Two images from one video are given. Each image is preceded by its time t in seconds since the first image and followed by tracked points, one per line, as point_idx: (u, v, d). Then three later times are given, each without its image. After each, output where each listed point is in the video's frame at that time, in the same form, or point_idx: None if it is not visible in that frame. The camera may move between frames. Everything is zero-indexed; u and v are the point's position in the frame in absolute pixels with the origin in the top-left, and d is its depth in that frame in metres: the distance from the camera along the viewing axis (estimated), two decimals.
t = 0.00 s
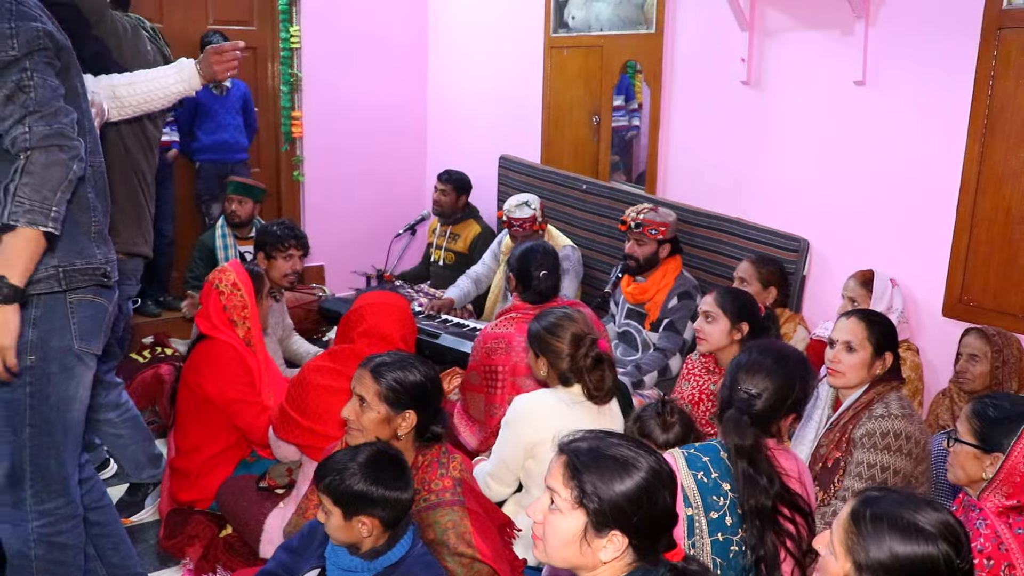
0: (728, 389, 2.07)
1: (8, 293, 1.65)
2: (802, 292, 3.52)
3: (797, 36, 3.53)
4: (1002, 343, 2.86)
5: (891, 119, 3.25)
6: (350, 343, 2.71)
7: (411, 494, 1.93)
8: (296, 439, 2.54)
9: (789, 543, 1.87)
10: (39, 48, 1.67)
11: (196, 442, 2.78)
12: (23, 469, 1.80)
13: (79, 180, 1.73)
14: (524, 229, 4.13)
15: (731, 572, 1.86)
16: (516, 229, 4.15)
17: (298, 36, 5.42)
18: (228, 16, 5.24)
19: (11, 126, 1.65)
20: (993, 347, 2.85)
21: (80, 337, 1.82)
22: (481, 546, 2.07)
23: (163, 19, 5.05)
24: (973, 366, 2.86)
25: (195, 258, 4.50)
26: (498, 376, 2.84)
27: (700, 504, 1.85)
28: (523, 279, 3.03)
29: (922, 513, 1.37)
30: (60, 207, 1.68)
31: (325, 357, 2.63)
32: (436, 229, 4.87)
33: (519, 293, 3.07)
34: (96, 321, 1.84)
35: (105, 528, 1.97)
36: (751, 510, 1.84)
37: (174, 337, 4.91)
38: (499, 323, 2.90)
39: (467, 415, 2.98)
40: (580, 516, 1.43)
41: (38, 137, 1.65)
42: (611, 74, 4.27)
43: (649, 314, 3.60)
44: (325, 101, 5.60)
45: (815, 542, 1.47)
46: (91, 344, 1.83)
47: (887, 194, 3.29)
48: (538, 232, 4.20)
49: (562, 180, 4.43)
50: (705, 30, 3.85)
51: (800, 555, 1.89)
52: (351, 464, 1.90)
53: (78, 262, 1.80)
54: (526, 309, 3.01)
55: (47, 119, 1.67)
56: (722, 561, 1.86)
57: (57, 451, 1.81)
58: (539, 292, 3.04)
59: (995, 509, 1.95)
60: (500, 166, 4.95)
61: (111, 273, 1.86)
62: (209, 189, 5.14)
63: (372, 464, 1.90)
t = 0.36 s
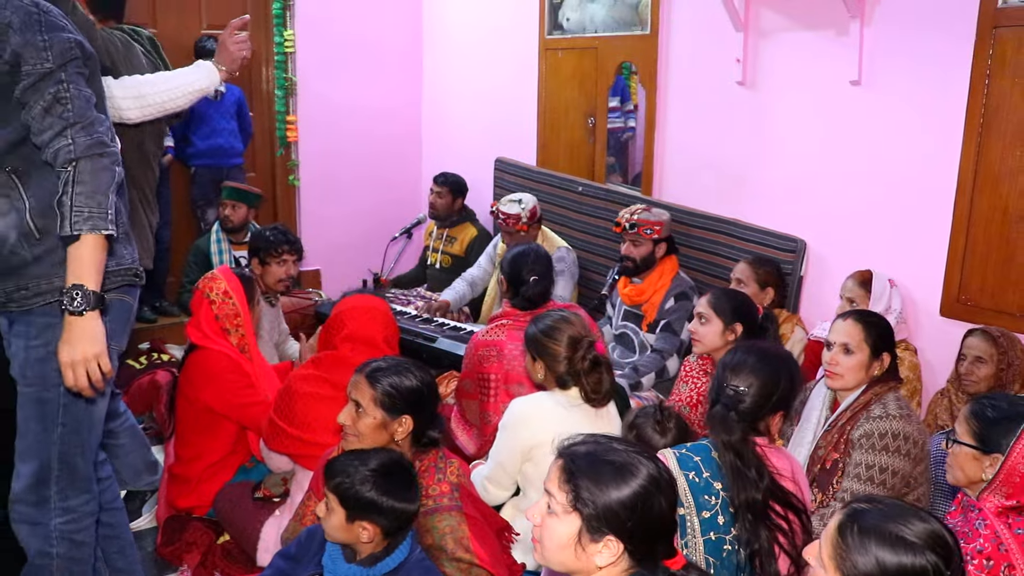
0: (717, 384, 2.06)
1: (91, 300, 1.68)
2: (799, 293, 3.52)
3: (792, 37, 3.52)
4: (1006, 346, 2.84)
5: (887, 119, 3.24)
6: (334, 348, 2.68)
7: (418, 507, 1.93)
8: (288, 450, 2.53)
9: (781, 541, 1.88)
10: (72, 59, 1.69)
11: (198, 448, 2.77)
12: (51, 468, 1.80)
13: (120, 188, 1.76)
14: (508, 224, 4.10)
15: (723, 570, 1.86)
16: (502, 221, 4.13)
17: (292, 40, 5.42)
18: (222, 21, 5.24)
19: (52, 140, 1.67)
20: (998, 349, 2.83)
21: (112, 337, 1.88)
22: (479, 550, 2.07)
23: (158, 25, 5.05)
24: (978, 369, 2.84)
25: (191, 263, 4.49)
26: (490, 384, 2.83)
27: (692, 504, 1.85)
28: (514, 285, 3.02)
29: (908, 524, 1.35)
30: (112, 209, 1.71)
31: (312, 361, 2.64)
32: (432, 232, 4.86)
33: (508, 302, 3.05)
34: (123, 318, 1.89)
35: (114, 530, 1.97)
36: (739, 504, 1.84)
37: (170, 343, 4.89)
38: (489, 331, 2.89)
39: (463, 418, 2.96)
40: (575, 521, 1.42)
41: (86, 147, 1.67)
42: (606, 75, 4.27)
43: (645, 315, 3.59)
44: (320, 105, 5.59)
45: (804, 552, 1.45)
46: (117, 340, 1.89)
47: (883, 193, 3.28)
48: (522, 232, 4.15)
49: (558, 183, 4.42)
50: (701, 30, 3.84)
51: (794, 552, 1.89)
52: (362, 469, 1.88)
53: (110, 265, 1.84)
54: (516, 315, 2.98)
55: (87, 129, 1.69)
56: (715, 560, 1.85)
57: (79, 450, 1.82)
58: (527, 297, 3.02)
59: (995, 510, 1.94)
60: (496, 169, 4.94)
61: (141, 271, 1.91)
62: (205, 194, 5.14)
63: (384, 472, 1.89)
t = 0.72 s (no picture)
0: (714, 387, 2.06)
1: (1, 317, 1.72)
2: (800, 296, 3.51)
3: (791, 39, 3.52)
4: (1010, 349, 2.84)
5: (886, 121, 3.24)
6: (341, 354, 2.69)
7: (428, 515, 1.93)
8: (290, 453, 2.53)
9: (782, 544, 1.87)
10: (57, 73, 1.75)
11: (196, 456, 2.77)
12: (53, 488, 1.86)
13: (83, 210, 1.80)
14: (514, 219, 4.10)
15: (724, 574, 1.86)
16: (507, 215, 4.13)
17: (291, 44, 5.42)
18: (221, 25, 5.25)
19: (21, 152, 1.73)
20: (1001, 352, 2.83)
21: (100, 354, 1.91)
22: (481, 559, 2.06)
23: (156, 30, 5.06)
24: (981, 372, 2.84)
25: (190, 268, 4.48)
26: (491, 390, 2.83)
27: (692, 509, 1.84)
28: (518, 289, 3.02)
29: (913, 531, 1.35)
30: (58, 236, 1.75)
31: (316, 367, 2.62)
32: (432, 235, 4.85)
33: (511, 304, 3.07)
34: (115, 333, 1.93)
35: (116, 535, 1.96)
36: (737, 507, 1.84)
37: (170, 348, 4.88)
38: (492, 335, 2.90)
39: (464, 423, 2.96)
40: (573, 528, 1.42)
41: (47, 167, 1.72)
42: (605, 79, 4.27)
43: (646, 319, 3.58)
44: (319, 109, 5.60)
45: (807, 557, 1.45)
46: (110, 357, 1.92)
47: (883, 195, 3.28)
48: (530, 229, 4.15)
49: (557, 186, 4.41)
50: (700, 33, 3.84)
51: (795, 556, 1.88)
52: (375, 478, 1.87)
53: (93, 282, 1.89)
54: (518, 319, 2.99)
55: (56, 148, 1.74)
56: (716, 565, 1.85)
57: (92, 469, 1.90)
58: (530, 303, 3.03)
59: (998, 514, 1.94)
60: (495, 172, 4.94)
61: (125, 293, 1.95)
62: (204, 199, 5.14)
63: (395, 480, 1.88)
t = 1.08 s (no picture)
0: (724, 402, 2.05)
1: None
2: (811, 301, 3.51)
3: (799, 44, 3.52)
4: None
5: (896, 125, 3.24)
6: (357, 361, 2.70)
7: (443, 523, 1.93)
8: (304, 457, 2.52)
9: (799, 554, 1.87)
10: (31, 79, 1.69)
11: (207, 462, 2.77)
12: (74, 504, 1.86)
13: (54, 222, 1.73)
14: (533, 221, 4.10)
15: None
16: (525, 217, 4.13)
17: (300, 52, 5.44)
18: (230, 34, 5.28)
19: None
20: (1016, 357, 2.82)
21: (98, 370, 1.86)
22: (494, 567, 2.07)
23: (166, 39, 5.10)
24: (996, 377, 2.83)
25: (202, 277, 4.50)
26: (506, 391, 2.84)
27: (708, 517, 1.84)
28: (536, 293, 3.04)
29: (922, 542, 1.34)
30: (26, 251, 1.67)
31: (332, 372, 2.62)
32: (442, 242, 4.86)
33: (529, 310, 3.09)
34: (111, 351, 1.89)
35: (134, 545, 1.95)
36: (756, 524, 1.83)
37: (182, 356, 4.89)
38: (509, 339, 2.91)
39: (477, 428, 2.97)
40: (583, 535, 1.42)
41: (9, 177, 1.65)
42: (614, 84, 4.27)
43: (657, 324, 3.57)
44: (329, 117, 5.61)
45: (818, 564, 1.46)
46: (110, 374, 1.88)
47: (893, 200, 3.27)
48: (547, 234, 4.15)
49: (567, 192, 4.41)
50: (709, 38, 3.84)
51: (811, 565, 1.88)
52: (387, 488, 1.87)
53: (79, 297, 1.84)
54: (536, 324, 3.02)
55: (22, 158, 1.67)
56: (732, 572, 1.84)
57: (111, 483, 1.89)
58: (547, 307, 3.05)
59: (1014, 520, 1.93)
60: (505, 178, 4.94)
61: (114, 309, 1.89)
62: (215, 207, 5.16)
63: (406, 489, 1.88)
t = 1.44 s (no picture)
0: (789, 416, 1.89)
1: (16, 332, 1.66)
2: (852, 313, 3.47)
3: (840, 54, 3.49)
4: None
5: (940, 135, 3.20)
6: (384, 374, 2.65)
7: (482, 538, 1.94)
8: (340, 474, 2.56)
9: None
10: (109, 96, 1.74)
11: (248, 470, 2.79)
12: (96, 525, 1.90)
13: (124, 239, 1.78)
14: (577, 225, 4.07)
15: None
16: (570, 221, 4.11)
17: (339, 64, 5.49)
18: (271, 47, 5.36)
19: (69, 174, 1.70)
20: None
21: (129, 394, 1.88)
22: None
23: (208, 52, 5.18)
24: None
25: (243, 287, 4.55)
26: (547, 400, 2.85)
27: (760, 541, 1.71)
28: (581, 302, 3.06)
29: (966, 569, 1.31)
30: (99, 266, 1.71)
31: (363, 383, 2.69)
32: (480, 253, 4.87)
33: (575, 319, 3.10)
34: (144, 373, 1.91)
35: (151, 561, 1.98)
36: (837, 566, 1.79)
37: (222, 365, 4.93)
38: (552, 348, 2.94)
39: (516, 438, 2.96)
40: (624, 551, 1.42)
41: (97, 191, 1.69)
42: (652, 95, 4.26)
43: (696, 336, 3.56)
44: (367, 128, 5.66)
45: None
46: (141, 398, 1.90)
47: (937, 211, 3.23)
48: (590, 239, 4.12)
49: (605, 203, 4.40)
50: (748, 48, 3.82)
51: None
52: (427, 505, 1.87)
53: (120, 321, 1.87)
54: (580, 333, 3.03)
55: (107, 171, 1.72)
56: None
57: (131, 505, 1.94)
58: (592, 315, 3.06)
59: None
60: (543, 189, 4.94)
61: (152, 335, 1.93)
62: (255, 218, 5.21)
63: (445, 506, 1.88)
